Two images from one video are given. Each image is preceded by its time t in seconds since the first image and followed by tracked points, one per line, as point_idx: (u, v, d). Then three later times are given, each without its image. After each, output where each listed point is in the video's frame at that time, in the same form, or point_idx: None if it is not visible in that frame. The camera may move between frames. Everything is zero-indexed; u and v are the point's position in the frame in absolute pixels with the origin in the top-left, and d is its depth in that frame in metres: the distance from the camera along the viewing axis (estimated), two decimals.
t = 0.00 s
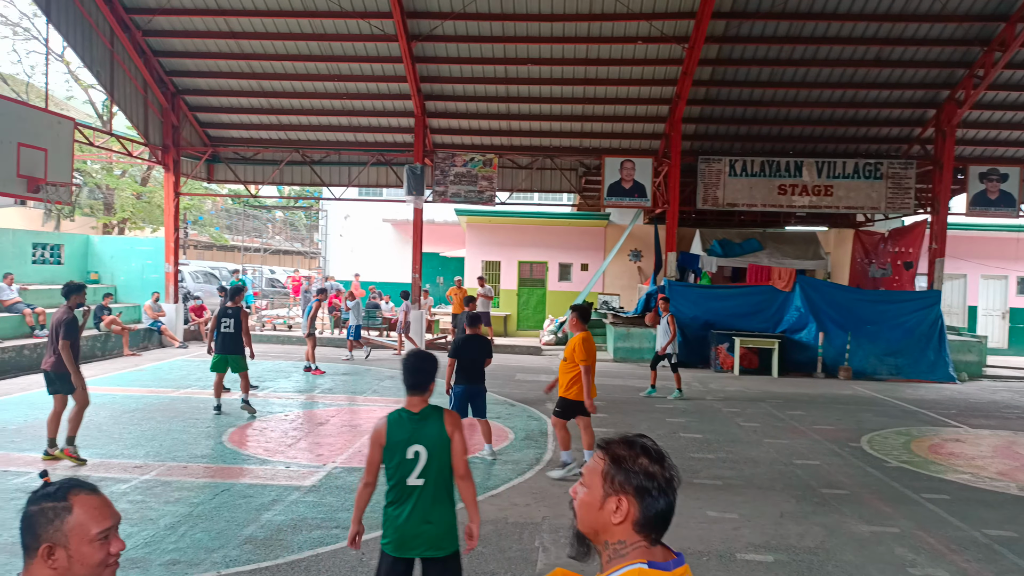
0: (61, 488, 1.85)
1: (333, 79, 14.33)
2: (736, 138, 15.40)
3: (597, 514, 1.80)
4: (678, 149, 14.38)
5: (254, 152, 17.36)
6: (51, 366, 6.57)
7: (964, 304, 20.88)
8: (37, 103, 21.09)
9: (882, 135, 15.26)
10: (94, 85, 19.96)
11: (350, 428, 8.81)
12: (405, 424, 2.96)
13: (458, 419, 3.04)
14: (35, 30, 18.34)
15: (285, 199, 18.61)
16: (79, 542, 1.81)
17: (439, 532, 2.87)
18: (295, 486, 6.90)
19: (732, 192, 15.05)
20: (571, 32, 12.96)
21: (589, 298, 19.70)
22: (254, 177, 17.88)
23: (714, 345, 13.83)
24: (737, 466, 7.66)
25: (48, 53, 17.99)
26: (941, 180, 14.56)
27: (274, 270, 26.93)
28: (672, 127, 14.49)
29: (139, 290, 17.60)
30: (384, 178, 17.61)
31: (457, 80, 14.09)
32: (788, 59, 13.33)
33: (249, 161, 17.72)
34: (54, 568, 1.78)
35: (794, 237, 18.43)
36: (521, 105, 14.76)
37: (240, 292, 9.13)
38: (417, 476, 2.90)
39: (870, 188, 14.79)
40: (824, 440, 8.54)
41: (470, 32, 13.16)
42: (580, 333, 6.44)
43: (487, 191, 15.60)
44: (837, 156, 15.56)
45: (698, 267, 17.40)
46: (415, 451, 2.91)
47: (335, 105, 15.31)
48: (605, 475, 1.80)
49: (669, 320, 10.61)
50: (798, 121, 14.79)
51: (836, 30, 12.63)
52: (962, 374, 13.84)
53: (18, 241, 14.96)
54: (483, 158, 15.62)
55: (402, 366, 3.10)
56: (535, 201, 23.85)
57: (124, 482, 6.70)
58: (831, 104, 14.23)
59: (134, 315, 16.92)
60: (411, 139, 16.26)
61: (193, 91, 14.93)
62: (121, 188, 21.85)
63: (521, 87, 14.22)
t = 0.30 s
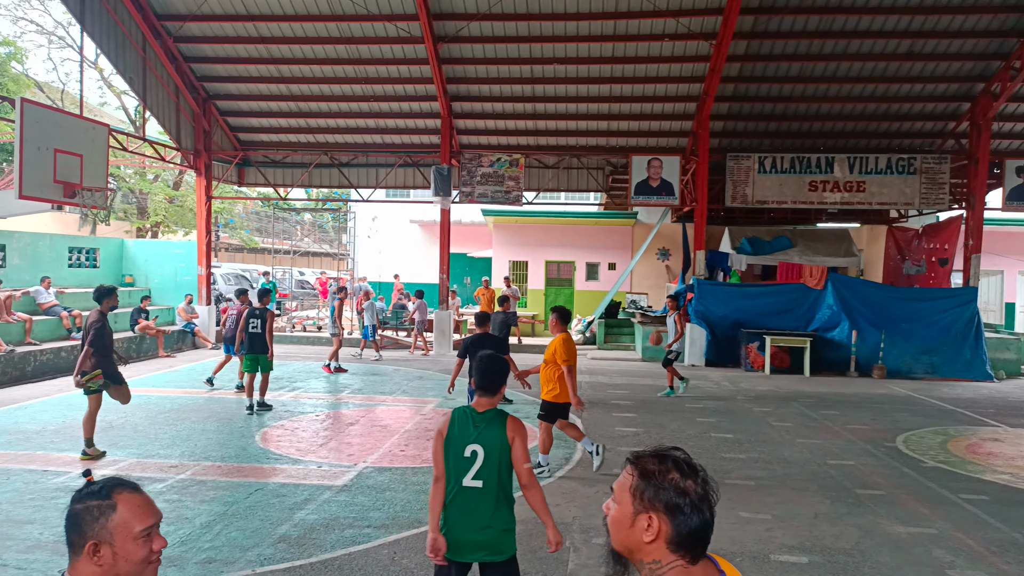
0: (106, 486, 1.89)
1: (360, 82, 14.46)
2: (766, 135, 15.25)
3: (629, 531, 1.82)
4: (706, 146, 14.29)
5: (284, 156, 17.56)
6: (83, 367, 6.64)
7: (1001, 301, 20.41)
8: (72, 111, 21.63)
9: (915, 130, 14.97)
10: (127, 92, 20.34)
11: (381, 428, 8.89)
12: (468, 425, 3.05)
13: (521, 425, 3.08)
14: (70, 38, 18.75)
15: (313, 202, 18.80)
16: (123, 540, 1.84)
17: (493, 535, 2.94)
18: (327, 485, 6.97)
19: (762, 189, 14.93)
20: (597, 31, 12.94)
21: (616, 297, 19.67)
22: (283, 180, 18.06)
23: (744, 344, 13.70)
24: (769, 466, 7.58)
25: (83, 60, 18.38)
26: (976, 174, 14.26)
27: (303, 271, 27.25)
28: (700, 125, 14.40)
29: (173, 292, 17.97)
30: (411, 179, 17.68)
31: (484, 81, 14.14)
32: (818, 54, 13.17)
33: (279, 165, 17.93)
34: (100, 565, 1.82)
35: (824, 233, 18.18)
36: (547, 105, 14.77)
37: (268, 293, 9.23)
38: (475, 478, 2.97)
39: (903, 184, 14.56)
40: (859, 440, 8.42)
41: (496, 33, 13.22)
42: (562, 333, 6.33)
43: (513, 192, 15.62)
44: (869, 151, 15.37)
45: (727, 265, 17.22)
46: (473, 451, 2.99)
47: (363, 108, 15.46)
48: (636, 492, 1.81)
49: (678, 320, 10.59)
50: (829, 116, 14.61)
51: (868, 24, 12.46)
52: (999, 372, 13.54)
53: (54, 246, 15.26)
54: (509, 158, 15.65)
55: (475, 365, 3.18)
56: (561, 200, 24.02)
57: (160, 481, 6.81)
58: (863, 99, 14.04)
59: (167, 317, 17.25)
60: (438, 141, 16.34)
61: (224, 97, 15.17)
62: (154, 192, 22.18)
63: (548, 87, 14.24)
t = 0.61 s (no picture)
0: (144, 483, 1.90)
1: (384, 81, 14.52)
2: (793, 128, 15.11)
3: (679, 524, 1.79)
4: (731, 141, 14.19)
5: (309, 156, 17.69)
6: (120, 368, 6.78)
7: None
8: (103, 114, 22.08)
9: (946, 122, 14.69)
10: (156, 94, 20.67)
11: (409, 425, 8.95)
12: (511, 421, 3.07)
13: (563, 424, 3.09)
14: (100, 42, 19.07)
15: (338, 201, 18.92)
16: (160, 535, 1.85)
17: (532, 533, 2.94)
18: (355, 482, 7.02)
19: (790, 183, 14.82)
20: (620, 25, 12.88)
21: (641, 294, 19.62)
22: (309, 180, 18.19)
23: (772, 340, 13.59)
24: (798, 464, 7.50)
25: (112, 64, 18.69)
26: (1010, 166, 13.98)
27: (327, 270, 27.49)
28: (725, 119, 14.28)
29: (203, 291, 18.23)
30: (435, 178, 17.69)
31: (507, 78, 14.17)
32: (846, 45, 13.00)
33: (305, 165, 18.07)
34: (138, 559, 1.84)
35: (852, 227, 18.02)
36: (572, 101, 14.72)
37: (296, 291, 9.32)
38: (517, 473, 2.99)
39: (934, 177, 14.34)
40: (890, 438, 8.30)
41: (519, 30, 13.22)
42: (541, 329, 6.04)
43: (537, 189, 15.60)
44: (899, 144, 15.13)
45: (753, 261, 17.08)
46: (517, 447, 3.01)
47: (387, 107, 15.55)
48: (688, 486, 1.78)
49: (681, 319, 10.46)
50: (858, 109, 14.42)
51: (897, 14, 12.28)
52: None
53: (86, 247, 15.54)
54: (533, 155, 15.56)
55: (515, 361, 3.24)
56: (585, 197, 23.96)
57: (191, 478, 6.91)
58: (892, 91, 13.83)
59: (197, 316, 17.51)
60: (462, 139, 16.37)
61: (250, 98, 15.35)
62: (182, 193, 22.45)
63: (573, 83, 14.21)
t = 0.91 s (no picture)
0: (166, 482, 1.92)
1: (400, 82, 14.57)
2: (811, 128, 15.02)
3: (701, 518, 1.79)
4: (748, 141, 14.12)
5: (326, 157, 17.79)
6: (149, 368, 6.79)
7: None
8: (123, 117, 22.36)
9: (966, 121, 14.54)
10: (175, 97, 20.92)
11: (427, 426, 8.98)
12: (523, 421, 3.06)
13: (575, 421, 3.08)
14: (120, 46, 19.30)
15: (355, 203, 19.01)
16: (181, 535, 1.87)
17: (550, 532, 2.93)
18: (371, 482, 7.04)
19: (808, 183, 14.74)
20: (636, 26, 12.86)
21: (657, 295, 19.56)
22: (326, 182, 18.28)
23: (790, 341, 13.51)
24: (816, 466, 7.44)
25: (132, 67, 18.93)
26: None
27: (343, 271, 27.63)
28: (743, 119, 14.22)
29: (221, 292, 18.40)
30: (451, 179, 17.70)
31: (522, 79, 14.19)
32: (864, 44, 12.91)
33: (322, 166, 18.17)
34: (159, 559, 1.86)
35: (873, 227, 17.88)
36: (589, 102, 14.72)
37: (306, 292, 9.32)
38: (532, 473, 2.99)
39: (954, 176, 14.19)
40: (910, 440, 8.22)
41: (535, 31, 13.25)
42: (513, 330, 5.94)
43: (553, 189, 15.61)
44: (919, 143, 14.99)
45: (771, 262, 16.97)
46: (530, 447, 3.02)
47: (404, 108, 15.61)
48: (709, 481, 1.78)
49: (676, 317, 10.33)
50: (876, 108, 14.31)
51: (915, 12, 12.19)
52: None
53: (107, 248, 15.71)
54: (549, 156, 15.58)
55: (525, 362, 3.25)
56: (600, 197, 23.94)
57: (210, 477, 6.96)
58: (911, 90, 13.72)
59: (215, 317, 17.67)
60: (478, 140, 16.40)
61: (268, 100, 15.49)
62: (201, 196, 22.66)
63: (590, 84, 14.21)
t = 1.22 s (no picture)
0: (174, 479, 1.93)
1: (406, 82, 14.58)
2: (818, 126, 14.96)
3: (710, 513, 1.79)
4: (755, 140, 14.09)
5: (332, 156, 17.81)
6: (162, 365, 6.81)
7: None
8: (129, 116, 22.43)
9: (973, 119, 14.47)
10: (181, 96, 20.98)
11: (431, 424, 8.99)
12: (530, 418, 3.07)
13: (581, 417, 3.07)
14: (127, 45, 19.36)
15: (361, 202, 19.02)
16: (189, 532, 1.88)
17: (559, 526, 2.95)
18: (377, 480, 7.06)
19: (815, 182, 14.70)
20: (642, 24, 12.83)
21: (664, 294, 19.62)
22: (332, 180, 18.30)
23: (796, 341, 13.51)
24: (822, 465, 7.43)
25: (139, 67, 18.99)
26: None
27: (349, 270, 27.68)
28: (749, 118, 14.19)
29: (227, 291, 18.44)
30: (456, 178, 17.68)
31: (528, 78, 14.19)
32: (872, 42, 12.85)
33: (328, 165, 18.19)
34: (167, 555, 1.87)
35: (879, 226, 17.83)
36: (595, 101, 14.71)
37: (305, 289, 9.43)
38: (539, 468, 2.99)
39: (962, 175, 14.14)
40: (917, 439, 8.20)
41: (541, 30, 13.24)
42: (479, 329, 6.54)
43: (559, 188, 15.60)
44: (926, 142, 14.94)
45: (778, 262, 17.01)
46: (537, 443, 3.02)
47: (409, 107, 15.61)
48: (718, 477, 1.78)
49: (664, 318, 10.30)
50: (883, 106, 14.26)
51: (922, 10, 12.15)
52: None
53: (114, 247, 15.76)
54: (555, 155, 15.58)
55: (530, 358, 3.24)
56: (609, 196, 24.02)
57: (217, 475, 6.99)
58: (919, 89, 13.66)
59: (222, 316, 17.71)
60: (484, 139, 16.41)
61: (275, 99, 15.54)
62: (208, 195, 22.74)
63: (595, 82, 14.19)
